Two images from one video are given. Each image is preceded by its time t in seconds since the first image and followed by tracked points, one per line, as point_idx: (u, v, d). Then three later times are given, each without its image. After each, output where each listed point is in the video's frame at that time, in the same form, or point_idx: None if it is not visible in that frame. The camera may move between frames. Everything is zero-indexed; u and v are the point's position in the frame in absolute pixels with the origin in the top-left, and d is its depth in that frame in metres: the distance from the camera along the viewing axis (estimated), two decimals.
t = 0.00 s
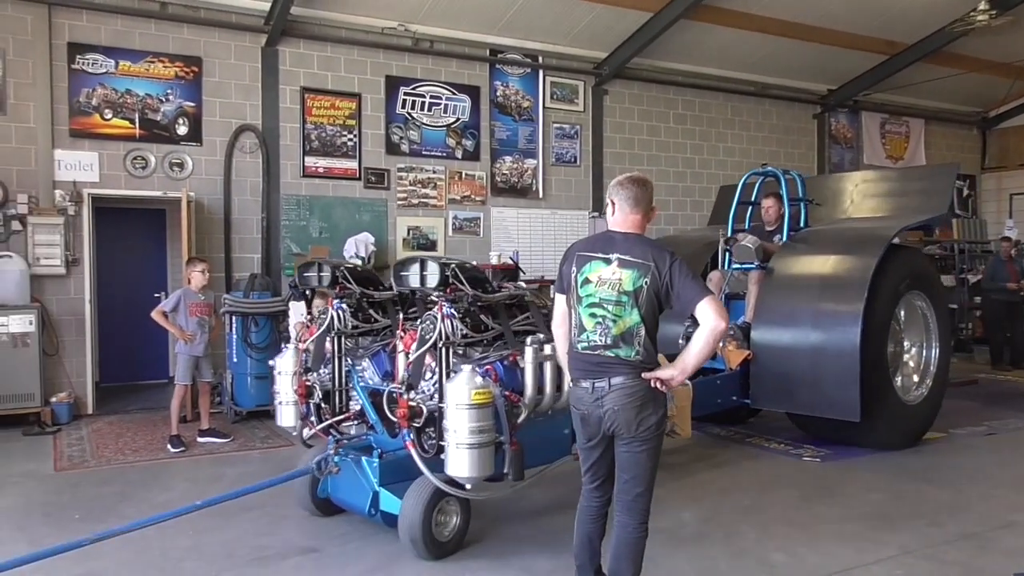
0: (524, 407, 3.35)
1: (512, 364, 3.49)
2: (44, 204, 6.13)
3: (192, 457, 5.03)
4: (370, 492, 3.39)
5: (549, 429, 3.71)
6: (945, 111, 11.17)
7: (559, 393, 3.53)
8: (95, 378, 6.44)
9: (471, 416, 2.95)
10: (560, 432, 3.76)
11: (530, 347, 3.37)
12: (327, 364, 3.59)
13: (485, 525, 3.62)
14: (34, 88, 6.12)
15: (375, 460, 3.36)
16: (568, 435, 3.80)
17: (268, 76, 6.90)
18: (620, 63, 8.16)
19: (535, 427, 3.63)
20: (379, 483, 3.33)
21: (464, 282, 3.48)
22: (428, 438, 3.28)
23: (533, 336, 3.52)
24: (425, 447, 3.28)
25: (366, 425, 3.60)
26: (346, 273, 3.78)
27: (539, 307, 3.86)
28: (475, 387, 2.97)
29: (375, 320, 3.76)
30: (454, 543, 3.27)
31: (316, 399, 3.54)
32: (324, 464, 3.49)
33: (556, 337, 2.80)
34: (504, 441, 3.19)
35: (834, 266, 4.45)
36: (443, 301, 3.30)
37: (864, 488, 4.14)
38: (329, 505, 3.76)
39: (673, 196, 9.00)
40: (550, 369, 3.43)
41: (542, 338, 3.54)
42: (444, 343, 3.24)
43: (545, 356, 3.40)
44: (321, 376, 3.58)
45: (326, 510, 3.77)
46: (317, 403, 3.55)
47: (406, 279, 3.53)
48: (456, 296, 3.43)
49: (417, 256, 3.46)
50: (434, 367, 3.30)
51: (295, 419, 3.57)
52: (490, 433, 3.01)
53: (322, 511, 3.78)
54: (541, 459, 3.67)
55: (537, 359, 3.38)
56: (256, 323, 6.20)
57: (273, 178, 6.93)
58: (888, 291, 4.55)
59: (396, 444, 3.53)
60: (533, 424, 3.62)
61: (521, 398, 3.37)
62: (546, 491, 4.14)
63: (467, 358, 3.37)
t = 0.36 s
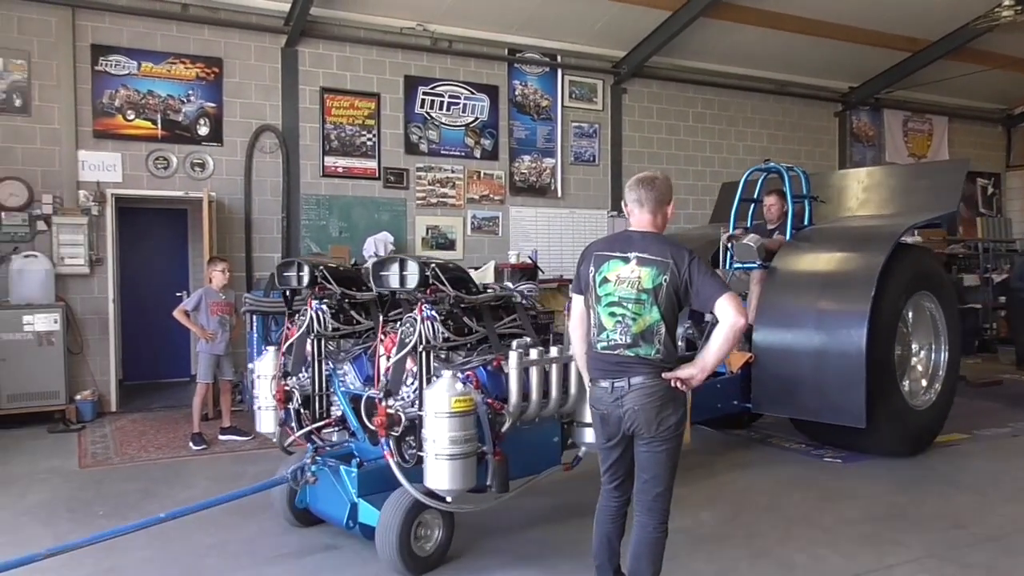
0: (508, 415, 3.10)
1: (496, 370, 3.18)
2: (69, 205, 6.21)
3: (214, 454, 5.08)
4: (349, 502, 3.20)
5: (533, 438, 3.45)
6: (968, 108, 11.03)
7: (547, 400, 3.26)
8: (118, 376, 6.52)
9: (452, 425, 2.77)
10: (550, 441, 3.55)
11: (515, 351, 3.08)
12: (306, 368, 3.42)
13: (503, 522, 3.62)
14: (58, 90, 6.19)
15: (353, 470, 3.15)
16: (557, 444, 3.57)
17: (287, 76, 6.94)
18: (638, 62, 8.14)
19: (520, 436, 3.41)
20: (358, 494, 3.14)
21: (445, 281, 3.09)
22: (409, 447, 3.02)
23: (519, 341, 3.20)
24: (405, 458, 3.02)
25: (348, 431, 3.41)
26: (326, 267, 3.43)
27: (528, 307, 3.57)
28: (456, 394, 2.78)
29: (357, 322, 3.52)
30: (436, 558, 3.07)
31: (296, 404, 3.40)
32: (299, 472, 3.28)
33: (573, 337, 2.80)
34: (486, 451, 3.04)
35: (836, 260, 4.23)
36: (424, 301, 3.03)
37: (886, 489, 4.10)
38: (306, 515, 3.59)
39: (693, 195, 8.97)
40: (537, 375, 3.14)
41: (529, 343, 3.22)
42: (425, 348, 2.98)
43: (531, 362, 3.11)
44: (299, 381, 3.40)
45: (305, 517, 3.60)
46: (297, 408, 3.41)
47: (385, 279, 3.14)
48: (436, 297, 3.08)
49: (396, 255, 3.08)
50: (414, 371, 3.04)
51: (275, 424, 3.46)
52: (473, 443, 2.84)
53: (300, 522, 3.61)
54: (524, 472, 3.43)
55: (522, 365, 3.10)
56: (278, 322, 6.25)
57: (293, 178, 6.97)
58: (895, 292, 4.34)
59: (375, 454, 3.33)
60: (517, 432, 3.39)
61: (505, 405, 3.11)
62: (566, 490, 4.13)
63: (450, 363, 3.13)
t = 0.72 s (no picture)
0: (485, 425, 2.88)
1: (472, 376, 2.95)
2: (91, 206, 6.28)
3: (234, 453, 5.12)
4: (320, 513, 3.03)
5: (513, 447, 3.26)
6: (992, 106, 10.90)
7: (527, 408, 3.01)
8: (140, 375, 6.59)
9: (422, 435, 2.56)
10: (531, 451, 3.33)
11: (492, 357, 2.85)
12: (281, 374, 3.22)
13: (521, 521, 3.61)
14: (80, 92, 6.26)
15: (325, 481, 2.97)
16: (540, 454, 3.36)
17: (306, 77, 6.97)
18: (656, 62, 8.12)
19: (499, 447, 3.19)
20: (329, 507, 2.96)
21: (420, 282, 2.90)
22: (381, 458, 2.80)
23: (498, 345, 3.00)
24: (376, 469, 2.80)
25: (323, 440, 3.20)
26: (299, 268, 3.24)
27: (510, 310, 3.31)
28: (428, 402, 2.57)
29: (334, 325, 3.25)
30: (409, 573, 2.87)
31: (268, 410, 3.19)
32: (268, 483, 3.10)
33: (591, 336, 2.80)
34: (461, 462, 2.79)
35: (841, 258, 4.12)
36: (396, 303, 2.85)
37: (907, 490, 4.06)
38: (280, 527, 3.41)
39: (711, 195, 8.93)
40: (514, 381, 2.91)
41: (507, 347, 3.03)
42: (397, 351, 2.80)
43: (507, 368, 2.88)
44: (273, 386, 3.21)
45: (277, 529, 3.42)
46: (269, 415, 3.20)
47: (357, 281, 2.95)
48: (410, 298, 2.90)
49: (367, 255, 2.89)
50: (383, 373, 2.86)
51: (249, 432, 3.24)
52: (447, 455, 2.63)
53: (274, 534, 3.43)
54: (501, 485, 3.22)
55: (498, 372, 2.85)
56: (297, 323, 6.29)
57: (312, 178, 7.01)
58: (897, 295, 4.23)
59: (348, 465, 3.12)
60: (494, 443, 3.18)
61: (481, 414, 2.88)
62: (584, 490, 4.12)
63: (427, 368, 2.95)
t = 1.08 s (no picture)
0: (453, 435, 2.73)
1: (442, 382, 2.88)
2: (115, 206, 6.35)
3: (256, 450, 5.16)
4: (286, 526, 2.92)
5: (490, 459, 3.13)
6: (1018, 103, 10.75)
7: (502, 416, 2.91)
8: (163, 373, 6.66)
9: (386, 447, 2.46)
10: (509, 461, 3.19)
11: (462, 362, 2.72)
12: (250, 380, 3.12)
13: (539, 525, 3.60)
14: (105, 93, 6.34)
15: (290, 493, 2.87)
16: (519, 464, 3.22)
17: (326, 78, 7.01)
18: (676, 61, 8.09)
19: (474, 458, 3.07)
20: (294, 520, 2.86)
21: (387, 283, 2.87)
22: (349, 470, 2.69)
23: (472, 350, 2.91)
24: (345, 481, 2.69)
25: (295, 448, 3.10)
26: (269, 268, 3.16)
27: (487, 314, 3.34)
28: (392, 411, 2.47)
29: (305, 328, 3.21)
30: None
31: (237, 417, 3.10)
32: (231, 494, 2.97)
33: (612, 336, 2.79)
34: (429, 475, 2.71)
35: (847, 254, 3.94)
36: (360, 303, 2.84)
37: (930, 494, 4.01)
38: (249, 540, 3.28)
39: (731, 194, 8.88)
40: (488, 388, 2.79)
41: (481, 352, 2.93)
42: (363, 356, 2.75)
43: (480, 374, 2.75)
44: (241, 392, 3.11)
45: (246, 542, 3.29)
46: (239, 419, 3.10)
47: (323, 281, 2.92)
48: (377, 298, 2.90)
49: (334, 254, 2.86)
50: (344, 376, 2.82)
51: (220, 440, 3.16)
52: (414, 467, 2.53)
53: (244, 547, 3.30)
54: (476, 496, 3.10)
55: (469, 379, 2.73)
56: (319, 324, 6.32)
57: (332, 178, 7.05)
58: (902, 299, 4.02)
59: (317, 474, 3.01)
60: (470, 453, 3.05)
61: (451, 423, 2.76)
62: (604, 491, 4.12)
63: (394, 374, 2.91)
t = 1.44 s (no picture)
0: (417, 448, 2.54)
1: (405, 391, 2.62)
2: (141, 207, 6.43)
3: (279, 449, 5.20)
4: (246, 540, 2.76)
5: (461, 470, 2.93)
6: None
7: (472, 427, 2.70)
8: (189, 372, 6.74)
9: (345, 460, 2.29)
10: (481, 473, 2.99)
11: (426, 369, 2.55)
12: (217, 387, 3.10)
13: (564, 531, 3.60)
14: (131, 95, 6.41)
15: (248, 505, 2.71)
16: (492, 476, 3.01)
17: (348, 78, 7.06)
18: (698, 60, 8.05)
19: (442, 469, 2.87)
20: (253, 534, 2.69)
21: (348, 284, 2.75)
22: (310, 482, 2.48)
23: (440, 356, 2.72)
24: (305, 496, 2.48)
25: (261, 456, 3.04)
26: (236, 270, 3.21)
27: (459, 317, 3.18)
28: (348, 422, 2.30)
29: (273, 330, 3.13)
30: None
31: (203, 425, 3.07)
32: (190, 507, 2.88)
33: (637, 336, 2.79)
34: (390, 489, 2.52)
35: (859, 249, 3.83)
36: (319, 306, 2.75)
37: (960, 496, 3.97)
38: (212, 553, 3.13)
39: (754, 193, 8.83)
40: (454, 396, 2.62)
41: (452, 357, 2.73)
42: (322, 361, 2.63)
43: (447, 382, 2.59)
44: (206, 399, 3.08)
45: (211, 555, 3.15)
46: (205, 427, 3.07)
47: (284, 282, 2.80)
48: (338, 300, 2.79)
49: (294, 254, 2.76)
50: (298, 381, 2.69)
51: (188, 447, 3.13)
52: (374, 481, 2.36)
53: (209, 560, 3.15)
54: (443, 510, 2.91)
55: (434, 388, 2.55)
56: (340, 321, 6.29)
57: (354, 178, 7.08)
58: (908, 297, 3.91)
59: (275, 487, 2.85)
60: (438, 464, 2.86)
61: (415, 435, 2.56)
62: (626, 492, 4.11)
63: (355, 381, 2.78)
